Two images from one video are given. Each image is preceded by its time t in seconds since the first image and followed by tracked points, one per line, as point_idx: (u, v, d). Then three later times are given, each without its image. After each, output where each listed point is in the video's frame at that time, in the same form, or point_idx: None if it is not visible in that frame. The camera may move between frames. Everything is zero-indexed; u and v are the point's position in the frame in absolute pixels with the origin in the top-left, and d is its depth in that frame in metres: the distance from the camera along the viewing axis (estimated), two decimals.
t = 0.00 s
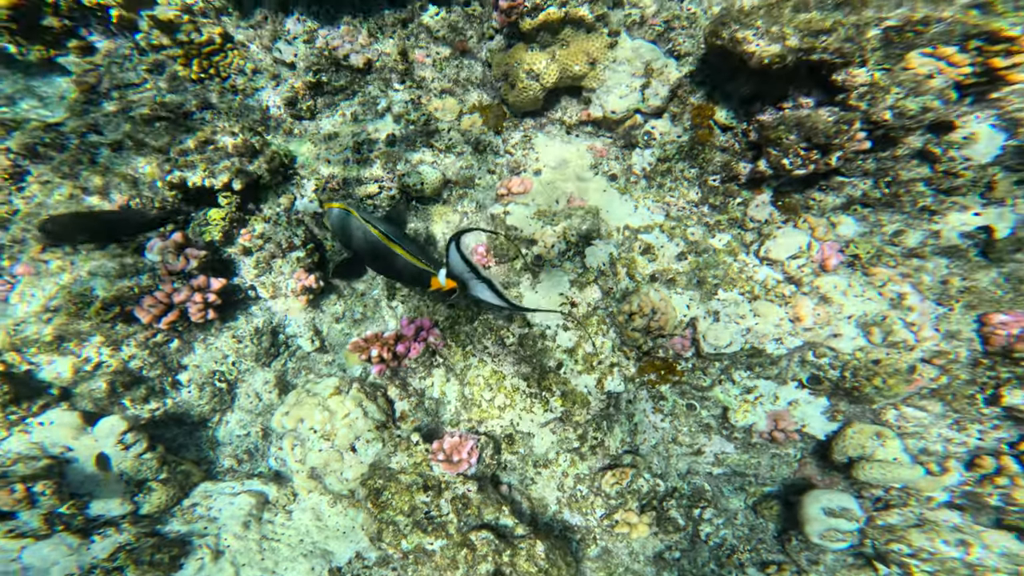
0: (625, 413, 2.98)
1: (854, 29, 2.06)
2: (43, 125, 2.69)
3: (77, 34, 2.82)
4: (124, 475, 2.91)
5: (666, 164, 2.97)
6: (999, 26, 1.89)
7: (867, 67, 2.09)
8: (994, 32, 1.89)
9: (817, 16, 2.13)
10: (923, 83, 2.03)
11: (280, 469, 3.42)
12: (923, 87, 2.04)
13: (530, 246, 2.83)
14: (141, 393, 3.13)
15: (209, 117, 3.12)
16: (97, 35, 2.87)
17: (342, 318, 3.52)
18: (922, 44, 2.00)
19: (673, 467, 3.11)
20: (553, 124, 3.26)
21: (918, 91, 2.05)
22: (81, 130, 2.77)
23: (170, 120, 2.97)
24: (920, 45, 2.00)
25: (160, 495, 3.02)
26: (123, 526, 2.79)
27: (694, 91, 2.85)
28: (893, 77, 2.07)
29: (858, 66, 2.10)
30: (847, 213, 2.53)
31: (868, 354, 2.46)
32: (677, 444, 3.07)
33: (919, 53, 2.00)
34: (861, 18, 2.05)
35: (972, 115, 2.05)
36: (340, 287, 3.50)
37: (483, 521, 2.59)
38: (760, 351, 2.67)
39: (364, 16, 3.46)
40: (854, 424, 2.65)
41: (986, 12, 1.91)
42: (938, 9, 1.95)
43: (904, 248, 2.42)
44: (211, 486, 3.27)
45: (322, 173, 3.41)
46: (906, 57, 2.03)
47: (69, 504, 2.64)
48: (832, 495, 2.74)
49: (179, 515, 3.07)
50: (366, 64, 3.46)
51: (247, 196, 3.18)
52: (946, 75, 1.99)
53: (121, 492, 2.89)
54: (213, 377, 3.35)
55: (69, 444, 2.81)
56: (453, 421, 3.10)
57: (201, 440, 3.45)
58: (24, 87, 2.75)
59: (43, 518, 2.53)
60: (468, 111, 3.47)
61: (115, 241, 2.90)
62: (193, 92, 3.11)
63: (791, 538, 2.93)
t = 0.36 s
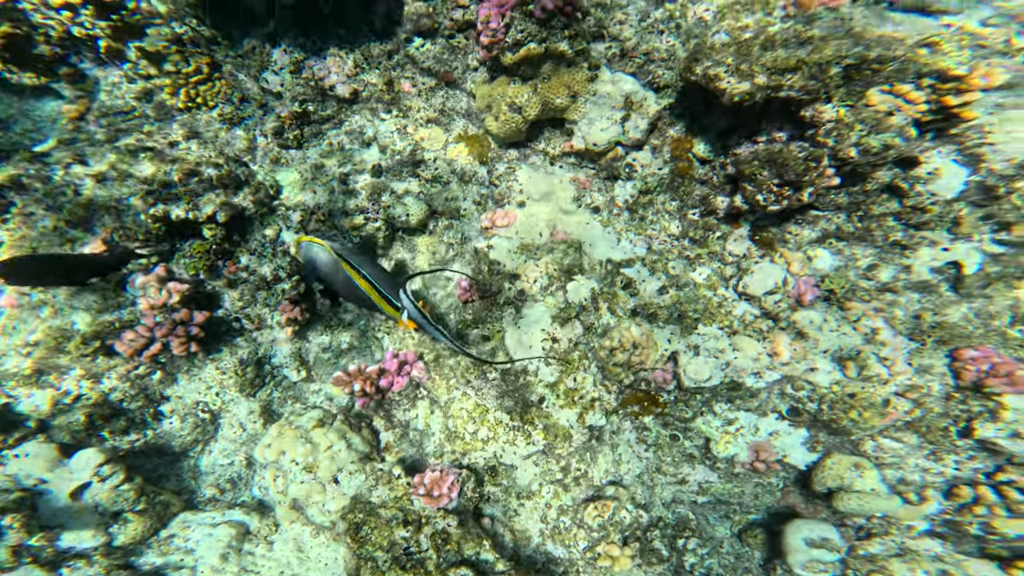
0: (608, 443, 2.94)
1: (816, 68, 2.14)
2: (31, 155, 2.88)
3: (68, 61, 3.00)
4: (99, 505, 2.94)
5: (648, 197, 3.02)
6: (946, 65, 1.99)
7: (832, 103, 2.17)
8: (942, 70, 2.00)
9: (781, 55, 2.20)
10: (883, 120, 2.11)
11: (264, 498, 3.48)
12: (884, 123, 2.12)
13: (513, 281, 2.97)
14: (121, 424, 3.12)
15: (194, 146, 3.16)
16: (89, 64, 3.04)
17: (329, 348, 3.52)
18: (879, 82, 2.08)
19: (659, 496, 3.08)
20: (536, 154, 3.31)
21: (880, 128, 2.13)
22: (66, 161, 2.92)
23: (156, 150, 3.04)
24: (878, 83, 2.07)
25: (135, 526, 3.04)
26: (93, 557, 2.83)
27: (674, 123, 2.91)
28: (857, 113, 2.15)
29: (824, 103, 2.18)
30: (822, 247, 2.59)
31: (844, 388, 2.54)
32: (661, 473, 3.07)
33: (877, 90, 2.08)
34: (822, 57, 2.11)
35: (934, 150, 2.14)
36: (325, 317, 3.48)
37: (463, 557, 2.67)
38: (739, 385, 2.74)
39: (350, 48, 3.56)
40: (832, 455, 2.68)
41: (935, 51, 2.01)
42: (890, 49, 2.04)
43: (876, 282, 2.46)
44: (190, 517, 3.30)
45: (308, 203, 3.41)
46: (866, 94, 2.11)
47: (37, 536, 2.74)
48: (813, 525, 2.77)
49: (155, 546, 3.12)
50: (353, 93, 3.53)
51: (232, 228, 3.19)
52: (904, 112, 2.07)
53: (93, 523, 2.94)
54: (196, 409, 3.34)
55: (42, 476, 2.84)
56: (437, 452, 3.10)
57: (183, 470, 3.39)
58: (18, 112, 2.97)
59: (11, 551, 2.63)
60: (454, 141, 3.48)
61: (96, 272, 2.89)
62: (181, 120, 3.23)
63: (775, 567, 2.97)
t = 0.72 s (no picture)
0: (591, 480, 3.01)
1: (780, 112, 2.23)
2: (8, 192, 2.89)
3: (51, 92, 3.06)
4: (62, 544, 2.91)
5: (628, 235, 3.04)
6: (896, 111, 2.14)
7: (797, 146, 2.27)
8: (893, 116, 2.15)
9: (747, 99, 2.29)
10: (844, 164, 2.24)
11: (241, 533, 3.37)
12: (845, 168, 2.24)
13: (495, 321, 3.08)
14: (92, 462, 3.07)
15: (175, 181, 3.27)
16: (70, 94, 3.07)
17: (313, 384, 3.54)
18: (839, 125, 2.20)
19: (641, 531, 3.04)
20: (519, 191, 3.31)
21: (842, 172, 2.26)
22: (43, 199, 2.88)
23: (136, 185, 3.06)
24: (837, 127, 2.20)
25: (100, 565, 2.97)
26: None
27: (652, 160, 2.95)
28: (820, 156, 2.26)
29: (789, 145, 2.27)
30: (796, 287, 2.65)
31: (818, 427, 2.56)
32: (644, 508, 3.02)
33: (838, 134, 2.21)
34: (785, 100, 2.22)
35: (895, 192, 2.29)
36: (309, 353, 3.48)
37: None
38: (718, 423, 2.79)
39: (333, 82, 3.53)
40: (810, 491, 2.69)
41: (884, 96, 2.16)
42: (845, 94, 2.17)
43: (848, 322, 2.56)
44: (161, 553, 3.18)
45: (291, 241, 3.46)
46: (828, 138, 2.23)
47: None
48: (795, 563, 2.70)
49: None
50: (335, 127, 3.52)
51: (212, 266, 3.22)
52: (863, 155, 2.21)
53: (56, 562, 2.90)
54: (173, 445, 3.32)
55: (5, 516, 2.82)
56: (419, 490, 3.10)
57: (157, 506, 3.35)
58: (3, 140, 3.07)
59: None
60: (437, 176, 3.54)
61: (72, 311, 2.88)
62: (161, 152, 3.25)
63: None
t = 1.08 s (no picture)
0: (574, 524, 2.99)
1: (748, 166, 2.33)
2: None
3: (33, 131, 2.99)
4: None
5: (609, 283, 3.10)
6: (853, 168, 2.28)
7: (766, 200, 2.36)
8: (849, 173, 2.28)
9: (717, 153, 2.37)
10: (810, 220, 2.33)
11: None
12: (810, 224, 2.33)
13: (477, 368, 3.27)
14: (58, 508, 2.92)
15: (157, 227, 3.35)
16: (53, 133, 3.03)
17: (296, 425, 3.54)
18: (803, 180, 2.31)
19: None
20: (502, 237, 3.39)
21: (807, 228, 2.34)
22: (17, 246, 2.86)
23: (116, 232, 3.11)
24: (802, 182, 2.31)
25: None
26: None
27: (632, 208, 3.04)
28: (788, 212, 2.34)
29: (758, 200, 2.36)
30: (773, 335, 2.79)
31: (794, 473, 2.64)
32: (629, 551, 2.96)
33: (803, 190, 2.32)
34: (751, 157, 2.32)
35: (860, 245, 2.49)
36: (292, 395, 3.54)
37: None
38: (697, 469, 2.86)
39: (315, 126, 3.59)
40: (789, 535, 2.72)
41: (843, 153, 2.29)
42: (807, 151, 2.29)
43: (822, 371, 2.69)
44: None
45: (274, 287, 3.54)
46: (793, 193, 2.33)
47: None
48: None
49: None
50: (319, 171, 3.56)
51: (192, 313, 3.35)
52: (826, 212, 2.32)
53: None
54: (148, 488, 3.21)
55: None
56: (400, 536, 3.10)
57: (127, 552, 3.14)
58: None
59: None
60: (421, 220, 3.57)
61: (46, 361, 2.93)
62: (143, 196, 3.30)
63: None
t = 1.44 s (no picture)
0: None
1: (723, 235, 2.46)
2: None
3: (24, 184, 3.06)
4: None
5: (593, 341, 3.32)
6: (820, 241, 2.47)
7: (741, 269, 2.56)
8: (817, 246, 2.47)
9: (694, 222, 2.49)
10: (782, 291, 2.57)
11: None
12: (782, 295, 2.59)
13: (462, 429, 3.34)
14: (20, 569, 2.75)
15: (144, 284, 3.40)
16: (45, 187, 3.11)
17: (281, 476, 3.54)
18: (774, 251, 2.51)
19: None
20: (489, 294, 3.49)
21: (779, 299, 2.60)
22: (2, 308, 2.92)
23: (101, 290, 3.19)
24: (773, 253, 2.51)
25: None
26: None
27: (615, 268, 3.26)
28: (761, 281, 2.57)
29: (734, 268, 2.55)
30: (753, 394, 3.00)
31: (776, 531, 2.77)
32: None
33: (775, 260, 2.52)
34: (726, 227, 2.46)
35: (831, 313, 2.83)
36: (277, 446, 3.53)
37: None
38: (681, 526, 2.93)
39: (304, 180, 3.64)
40: None
41: (810, 224, 2.48)
42: (777, 221, 2.47)
43: (800, 430, 2.85)
44: None
45: (259, 343, 3.56)
46: (766, 263, 2.53)
47: None
48: None
49: None
50: (307, 226, 3.64)
51: (174, 371, 3.40)
52: (797, 282, 2.54)
53: None
54: (121, 544, 3.10)
55: None
56: None
57: None
58: None
59: None
60: (410, 274, 3.67)
61: (22, 422, 2.87)
62: (131, 252, 3.36)
63: None
